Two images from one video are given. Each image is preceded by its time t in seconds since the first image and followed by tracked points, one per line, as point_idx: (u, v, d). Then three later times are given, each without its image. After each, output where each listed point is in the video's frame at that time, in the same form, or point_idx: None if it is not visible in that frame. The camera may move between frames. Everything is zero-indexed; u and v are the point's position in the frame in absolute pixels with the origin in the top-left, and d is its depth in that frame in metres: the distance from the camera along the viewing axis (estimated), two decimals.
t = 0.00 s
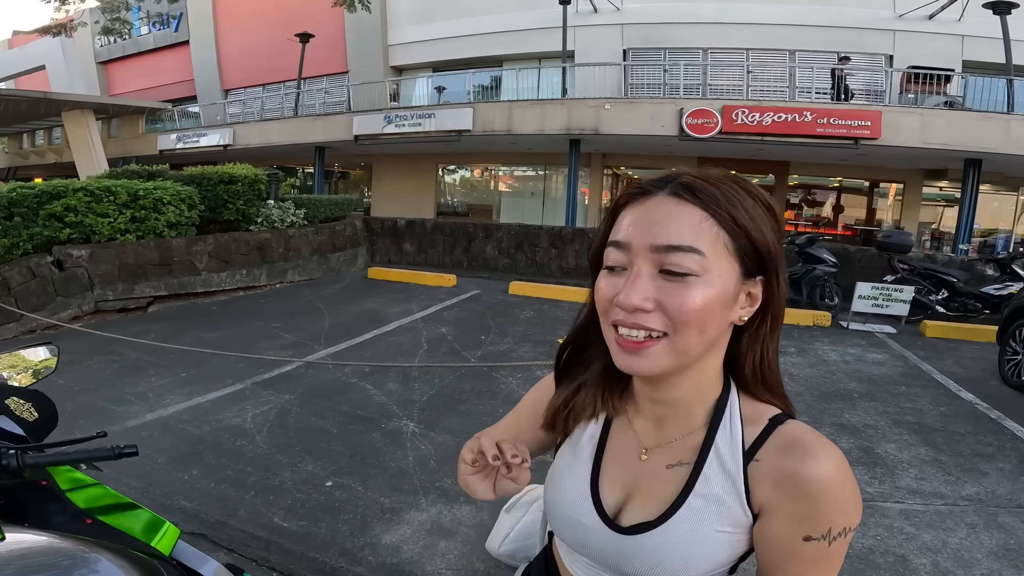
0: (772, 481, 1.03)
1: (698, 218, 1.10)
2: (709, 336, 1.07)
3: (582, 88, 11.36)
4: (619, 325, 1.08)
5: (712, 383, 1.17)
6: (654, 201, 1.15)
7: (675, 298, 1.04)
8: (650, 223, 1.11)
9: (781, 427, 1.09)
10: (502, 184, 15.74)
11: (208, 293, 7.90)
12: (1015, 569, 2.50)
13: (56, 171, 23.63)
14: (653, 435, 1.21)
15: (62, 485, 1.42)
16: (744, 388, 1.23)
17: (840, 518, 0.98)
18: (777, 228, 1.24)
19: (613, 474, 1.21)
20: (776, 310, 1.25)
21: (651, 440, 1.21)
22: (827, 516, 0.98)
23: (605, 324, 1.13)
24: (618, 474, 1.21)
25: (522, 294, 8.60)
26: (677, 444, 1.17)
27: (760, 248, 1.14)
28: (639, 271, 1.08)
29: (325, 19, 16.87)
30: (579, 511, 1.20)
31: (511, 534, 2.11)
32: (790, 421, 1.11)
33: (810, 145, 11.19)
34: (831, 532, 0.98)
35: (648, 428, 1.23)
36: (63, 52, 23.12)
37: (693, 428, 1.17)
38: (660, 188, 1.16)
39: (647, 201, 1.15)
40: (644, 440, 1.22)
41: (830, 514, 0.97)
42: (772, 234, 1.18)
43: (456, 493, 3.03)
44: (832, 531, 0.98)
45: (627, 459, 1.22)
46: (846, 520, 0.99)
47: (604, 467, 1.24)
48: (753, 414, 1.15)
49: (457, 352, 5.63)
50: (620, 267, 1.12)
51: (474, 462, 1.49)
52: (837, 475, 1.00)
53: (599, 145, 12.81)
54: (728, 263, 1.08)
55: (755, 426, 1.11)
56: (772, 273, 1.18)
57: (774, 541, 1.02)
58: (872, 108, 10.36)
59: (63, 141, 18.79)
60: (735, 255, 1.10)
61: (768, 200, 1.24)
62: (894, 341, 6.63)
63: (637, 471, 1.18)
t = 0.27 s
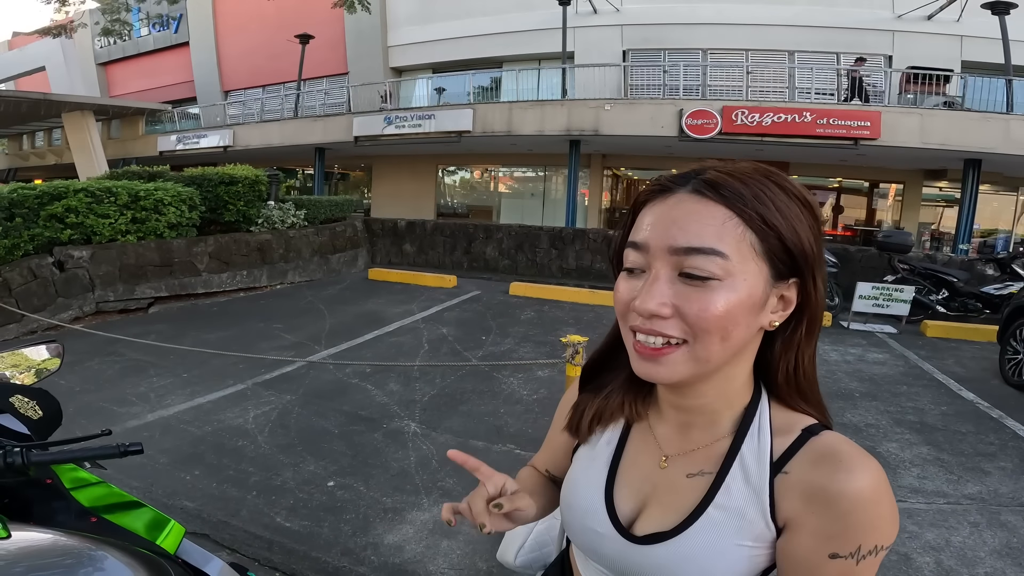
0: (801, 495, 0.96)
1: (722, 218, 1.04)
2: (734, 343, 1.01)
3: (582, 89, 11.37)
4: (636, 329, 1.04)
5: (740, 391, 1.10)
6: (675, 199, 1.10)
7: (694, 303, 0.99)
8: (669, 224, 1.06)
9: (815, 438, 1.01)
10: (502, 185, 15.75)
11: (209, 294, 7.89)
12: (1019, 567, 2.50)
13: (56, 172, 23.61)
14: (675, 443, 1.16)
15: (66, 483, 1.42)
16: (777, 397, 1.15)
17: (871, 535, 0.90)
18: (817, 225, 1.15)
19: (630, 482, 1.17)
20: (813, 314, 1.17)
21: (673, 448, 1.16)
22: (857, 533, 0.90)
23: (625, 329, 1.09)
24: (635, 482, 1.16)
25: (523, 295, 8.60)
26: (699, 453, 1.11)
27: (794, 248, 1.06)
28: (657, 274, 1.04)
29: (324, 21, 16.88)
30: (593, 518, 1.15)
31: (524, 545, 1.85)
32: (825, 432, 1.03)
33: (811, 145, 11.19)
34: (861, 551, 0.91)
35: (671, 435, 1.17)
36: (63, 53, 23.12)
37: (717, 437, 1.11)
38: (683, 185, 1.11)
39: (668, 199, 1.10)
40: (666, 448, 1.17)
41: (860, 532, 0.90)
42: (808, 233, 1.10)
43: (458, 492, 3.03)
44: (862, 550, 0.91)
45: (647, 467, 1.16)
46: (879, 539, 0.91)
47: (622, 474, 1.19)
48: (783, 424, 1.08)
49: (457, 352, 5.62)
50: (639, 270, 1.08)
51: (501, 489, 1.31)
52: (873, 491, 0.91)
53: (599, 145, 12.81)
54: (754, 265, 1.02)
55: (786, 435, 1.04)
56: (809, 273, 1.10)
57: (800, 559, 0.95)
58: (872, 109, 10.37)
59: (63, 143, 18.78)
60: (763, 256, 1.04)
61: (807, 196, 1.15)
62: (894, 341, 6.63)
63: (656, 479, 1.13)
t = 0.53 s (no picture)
0: (818, 515, 0.89)
1: (743, 221, 0.97)
2: (753, 355, 0.95)
3: (580, 90, 11.37)
4: (647, 335, 1.00)
5: (760, 404, 1.04)
6: (695, 199, 1.04)
7: (708, 311, 0.93)
8: (686, 225, 1.01)
9: (840, 454, 0.93)
10: (500, 186, 15.75)
11: (207, 295, 7.86)
12: (1021, 567, 2.49)
13: (53, 173, 23.52)
14: (688, 456, 1.10)
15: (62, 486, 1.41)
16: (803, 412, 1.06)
17: (893, 560, 0.83)
18: (857, 230, 1.06)
19: (640, 494, 1.13)
20: (848, 325, 1.08)
21: (686, 461, 1.11)
22: (875, 559, 0.83)
23: (638, 333, 1.05)
24: (646, 493, 1.12)
25: (522, 295, 8.60)
26: (712, 468, 1.06)
27: (826, 254, 0.98)
28: (671, 278, 0.99)
29: (322, 21, 16.87)
30: (599, 528, 1.12)
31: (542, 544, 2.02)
32: (853, 449, 0.95)
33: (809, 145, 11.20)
34: None
35: (684, 446, 1.12)
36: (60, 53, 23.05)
37: (734, 451, 1.05)
38: (705, 184, 1.05)
39: (687, 199, 1.05)
40: (678, 459, 1.12)
41: (878, 557, 0.83)
42: (844, 238, 1.01)
43: (457, 494, 3.02)
44: None
45: (658, 479, 1.12)
46: (901, 565, 0.83)
47: (632, 484, 1.16)
48: (806, 438, 1.00)
49: (457, 352, 5.61)
50: (654, 273, 1.04)
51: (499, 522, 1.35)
52: (897, 514, 0.83)
53: (598, 146, 12.81)
54: (777, 271, 0.95)
55: (808, 451, 0.97)
56: (843, 282, 1.01)
57: None
58: (870, 108, 10.39)
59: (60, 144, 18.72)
60: (788, 262, 0.96)
61: (846, 199, 1.06)
62: (893, 340, 6.64)
63: (666, 492, 1.09)
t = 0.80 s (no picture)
0: (812, 502, 0.90)
1: (743, 203, 0.99)
2: (750, 336, 0.96)
3: (579, 89, 11.39)
4: (647, 314, 1.02)
5: (762, 390, 1.05)
6: (697, 183, 1.06)
7: (705, 291, 0.94)
8: (686, 206, 1.03)
9: (840, 441, 0.93)
10: (499, 185, 15.77)
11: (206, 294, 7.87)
12: (1018, 562, 2.51)
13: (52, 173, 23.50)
14: (690, 441, 1.12)
15: (67, 478, 1.43)
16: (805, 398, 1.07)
17: (885, 550, 0.84)
18: (862, 217, 1.06)
19: (643, 477, 1.15)
20: (850, 313, 1.08)
21: (688, 446, 1.12)
22: (868, 547, 0.84)
23: (638, 314, 1.07)
24: (648, 478, 1.14)
25: (521, 294, 8.61)
26: (713, 453, 1.07)
27: (826, 239, 0.99)
28: (670, 258, 1.01)
29: (321, 21, 16.87)
30: (602, 511, 1.15)
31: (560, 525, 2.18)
32: (854, 437, 0.95)
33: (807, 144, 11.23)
34: (872, 565, 0.84)
35: (686, 432, 1.14)
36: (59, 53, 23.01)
37: (733, 437, 1.06)
38: (707, 169, 1.07)
39: (690, 183, 1.07)
40: (681, 445, 1.13)
41: (872, 545, 0.83)
42: (847, 223, 1.01)
43: (458, 489, 3.03)
44: (874, 564, 0.84)
45: (661, 464, 1.14)
46: (896, 554, 0.84)
47: (635, 469, 1.17)
48: (808, 427, 1.00)
49: (457, 350, 5.63)
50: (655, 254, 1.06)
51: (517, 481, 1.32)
52: (893, 503, 0.84)
53: (597, 145, 12.83)
54: (775, 254, 0.96)
55: (808, 438, 0.97)
56: (845, 266, 1.01)
57: (805, 567, 0.90)
58: (869, 107, 10.41)
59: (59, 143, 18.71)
60: (788, 245, 0.97)
61: (851, 185, 1.06)
62: (892, 338, 6.66)
63: (667, 477, 1.11)
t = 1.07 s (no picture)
0: (787, 509, 0.93)
1: (730, 221, 1.02)
2: (734, 350, 0.98)
3: (578, 89, 11.42)
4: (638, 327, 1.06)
5: (749, 399, 1.07)
6: (689, 200, 1.10)
7: (692, 304, 0.98)
8: (678, 223, 1.06)
9: (817, 450, 0.96)
10: (498, 185, 15.80)
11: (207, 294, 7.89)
12: (1011, 560, 2.55)
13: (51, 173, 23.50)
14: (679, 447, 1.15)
15: (75, 480, 1.46)
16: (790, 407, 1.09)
17: (854, 557, 0.87)
18: (850, 235, 1.08)
19: (636, 479, 1.18)
20: (835, 327, 1.10)
21: (678, 451, 1.15)
22: (837, 552, 0.87)
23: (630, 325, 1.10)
24: (640, 481, 1.17)
25: (520, 294, 8.64)
26: (699, 458, 1.10)
27: (811, 257, 1.02)
28: (660, 272, 1.04)
29: (320, 21, 16.88)
30: (596, 511, 1.19)
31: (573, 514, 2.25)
32: (832, 445, 0.97)
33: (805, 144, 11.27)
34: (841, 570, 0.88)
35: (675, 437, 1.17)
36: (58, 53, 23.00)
37: (719, 444, 1.09)
38: (699, 187, 1.11)
39: (682, 200, 1.10)
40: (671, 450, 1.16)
41: (841, 551, 0.87)
42: (833, 241, 1.04)
43: (458, 489, 3.07)
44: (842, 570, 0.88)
45: (652, 469, 1.17)
46: (865, 559, 0.87)
47: (628, 471, 1.21)
48: (788, 436, 1.03)
49: (456, 351, 5.66)
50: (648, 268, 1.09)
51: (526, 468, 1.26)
52: (862, 511, 0.87)
53: (596, 145, 12.86)
54: (761, 270, 0.99)
55: (789, 447, 1.00)
56: (829, 284, 1.04)
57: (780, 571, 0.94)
58: (865, 108, 10.42)
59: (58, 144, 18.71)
60: (773, 262, 1.00)
61: (841, 203, 1.09)
62: (889, 337, 6.70)
63: (658, 480, 1.14)
